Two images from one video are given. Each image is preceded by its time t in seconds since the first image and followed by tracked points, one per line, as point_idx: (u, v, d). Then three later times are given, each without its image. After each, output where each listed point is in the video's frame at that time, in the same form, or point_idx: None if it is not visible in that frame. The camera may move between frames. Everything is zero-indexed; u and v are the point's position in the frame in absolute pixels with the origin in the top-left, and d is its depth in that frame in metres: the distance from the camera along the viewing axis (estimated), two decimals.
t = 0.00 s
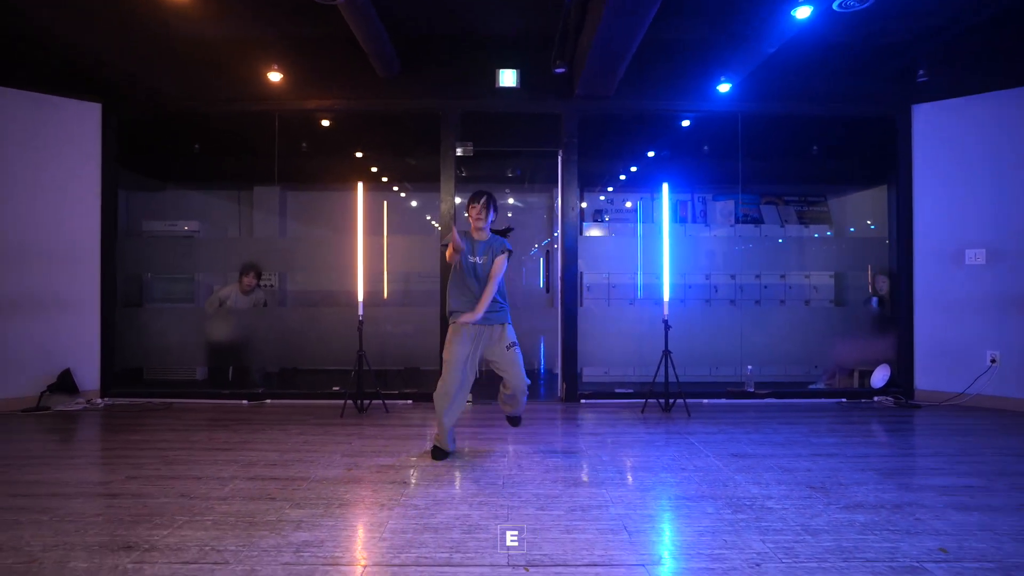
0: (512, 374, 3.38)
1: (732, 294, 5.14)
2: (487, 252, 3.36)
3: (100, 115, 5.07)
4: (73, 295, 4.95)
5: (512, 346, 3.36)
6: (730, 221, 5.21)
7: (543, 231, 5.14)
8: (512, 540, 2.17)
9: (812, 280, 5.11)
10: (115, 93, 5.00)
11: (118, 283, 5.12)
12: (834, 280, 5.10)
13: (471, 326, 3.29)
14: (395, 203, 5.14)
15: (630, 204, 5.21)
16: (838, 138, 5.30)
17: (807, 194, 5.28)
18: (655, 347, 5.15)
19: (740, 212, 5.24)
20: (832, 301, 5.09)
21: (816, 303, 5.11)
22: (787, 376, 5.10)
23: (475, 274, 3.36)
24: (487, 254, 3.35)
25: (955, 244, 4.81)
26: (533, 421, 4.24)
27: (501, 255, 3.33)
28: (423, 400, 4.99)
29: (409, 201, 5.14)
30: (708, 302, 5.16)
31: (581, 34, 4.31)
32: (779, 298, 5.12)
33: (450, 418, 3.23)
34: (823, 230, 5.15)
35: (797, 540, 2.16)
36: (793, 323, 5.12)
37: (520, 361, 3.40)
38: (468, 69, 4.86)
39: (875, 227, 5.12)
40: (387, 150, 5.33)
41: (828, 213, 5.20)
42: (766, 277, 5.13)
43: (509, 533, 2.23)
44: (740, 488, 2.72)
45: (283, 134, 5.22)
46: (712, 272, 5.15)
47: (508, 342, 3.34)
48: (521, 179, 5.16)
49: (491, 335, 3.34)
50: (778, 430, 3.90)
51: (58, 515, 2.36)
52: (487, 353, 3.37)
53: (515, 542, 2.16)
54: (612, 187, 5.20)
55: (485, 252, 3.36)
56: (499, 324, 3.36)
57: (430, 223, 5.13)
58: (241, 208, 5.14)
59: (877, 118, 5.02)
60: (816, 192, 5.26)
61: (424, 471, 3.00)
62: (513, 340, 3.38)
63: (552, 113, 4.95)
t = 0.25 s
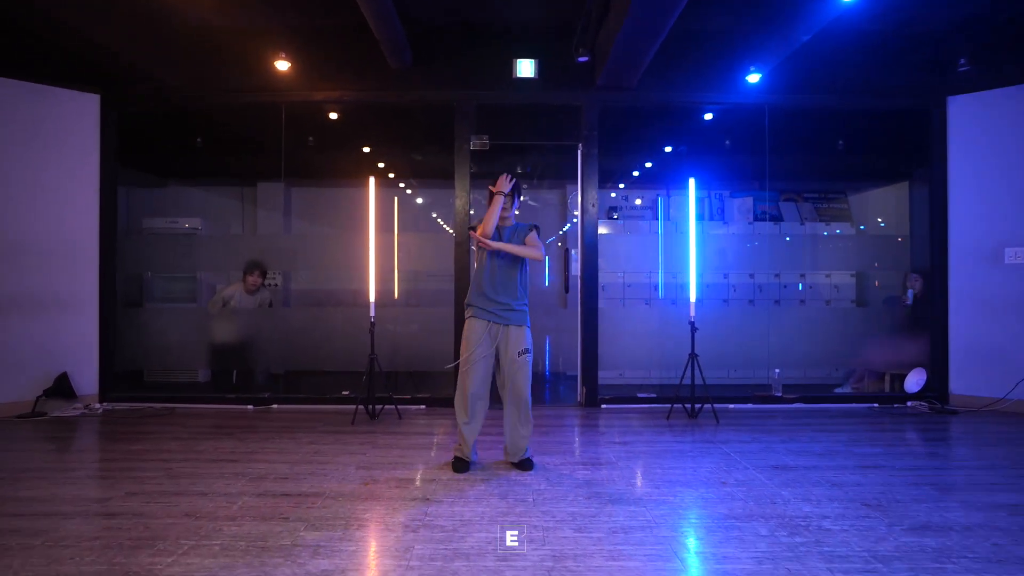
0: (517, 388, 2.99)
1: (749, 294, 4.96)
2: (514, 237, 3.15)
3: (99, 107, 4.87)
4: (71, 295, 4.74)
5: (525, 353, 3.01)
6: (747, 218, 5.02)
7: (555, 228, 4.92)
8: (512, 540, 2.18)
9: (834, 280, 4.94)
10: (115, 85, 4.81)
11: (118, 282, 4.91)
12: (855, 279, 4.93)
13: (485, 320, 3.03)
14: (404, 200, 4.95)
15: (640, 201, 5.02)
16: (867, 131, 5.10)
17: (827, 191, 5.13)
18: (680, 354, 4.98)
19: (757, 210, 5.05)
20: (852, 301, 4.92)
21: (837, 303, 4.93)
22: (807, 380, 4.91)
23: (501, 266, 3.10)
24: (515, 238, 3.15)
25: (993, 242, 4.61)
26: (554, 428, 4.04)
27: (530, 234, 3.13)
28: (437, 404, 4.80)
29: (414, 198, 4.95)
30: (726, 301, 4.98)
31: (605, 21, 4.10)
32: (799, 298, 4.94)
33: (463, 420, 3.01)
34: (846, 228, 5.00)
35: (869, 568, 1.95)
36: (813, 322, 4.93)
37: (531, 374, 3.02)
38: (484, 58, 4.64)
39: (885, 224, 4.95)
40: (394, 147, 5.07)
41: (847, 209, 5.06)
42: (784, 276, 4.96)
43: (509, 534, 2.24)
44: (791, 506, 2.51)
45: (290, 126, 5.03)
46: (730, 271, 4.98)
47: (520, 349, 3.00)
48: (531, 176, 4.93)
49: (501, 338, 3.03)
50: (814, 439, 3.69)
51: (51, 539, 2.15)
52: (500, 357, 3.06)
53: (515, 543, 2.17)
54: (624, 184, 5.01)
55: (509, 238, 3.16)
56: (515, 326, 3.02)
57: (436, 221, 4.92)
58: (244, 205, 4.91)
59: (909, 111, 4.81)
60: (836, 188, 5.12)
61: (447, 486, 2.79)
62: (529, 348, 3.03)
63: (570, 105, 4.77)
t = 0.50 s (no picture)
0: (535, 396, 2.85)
1: (763, 294, 4.83)
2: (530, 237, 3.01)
3: (97, 103, 4.70)
4: (68, 297, 4.60)
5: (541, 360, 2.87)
6: (760, 217, 4.89)
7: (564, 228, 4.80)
8: (512, 540, 2.19)
9: (847, 280, 4.81)
10: (114, 80, 4.64)
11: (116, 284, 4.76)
12: (870, 279, 4.81)
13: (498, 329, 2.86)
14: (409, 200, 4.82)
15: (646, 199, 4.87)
16: (886, 128, 4.96)
17: (841, 189, 5.08)
18: (699, 357, 4.91)
19: (769, 208, 4.91)
20: (867, 302, 4.80)
21: (852, 304, 4.80)
22: (820, 383, 4.81)
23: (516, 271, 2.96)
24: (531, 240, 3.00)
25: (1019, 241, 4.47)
26: (568, 435, 3.90)
27: (546, 233, 2.99)
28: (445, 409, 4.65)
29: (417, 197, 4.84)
30: (738, 302, 4.85)
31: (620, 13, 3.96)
32: (814, 300, 4.82)
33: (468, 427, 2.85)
34: (860, 226, 4.90)
35: None
36: (827, 327, 4.81)
37: (548, 381, 2.88)
38: (494, 52, 4.50)
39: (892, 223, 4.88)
40: (398, 145, 5.03)
41: (861, 208, 4.99)
42: (798, 275, 4.83)
43: (509, 534, 2.25)
44: (827, 520, 2.37)
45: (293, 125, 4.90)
46: (743, 272, 4.85)
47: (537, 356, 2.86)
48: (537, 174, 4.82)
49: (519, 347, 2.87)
50: (840, 446, 3.55)
51: (43, 560, 2.01)
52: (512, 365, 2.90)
53: (515, 542, 2.19)
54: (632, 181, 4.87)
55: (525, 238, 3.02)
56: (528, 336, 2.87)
57: (441, 221, 4.79)
58: (246, 204, 4.80)
59: (932, 106, 4.66)
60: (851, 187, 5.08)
61: (462, 498, 2.65)
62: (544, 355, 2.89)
63: (583, 101, 4.64)
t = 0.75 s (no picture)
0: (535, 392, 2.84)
1: (765, 293, 4.86)
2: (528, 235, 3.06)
3: (99, 102, 4.69)
4: (70, 297, 4.60)
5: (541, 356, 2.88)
6: (761, 216, 4.91)
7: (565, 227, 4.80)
8: (512, 540, 2.18)
9: (849, 279, 4.84)
10: (115, 80, 4.63)
11: (118, 284, 4.76)
12: (871, 278, 4.83)
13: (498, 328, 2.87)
14: (410, 200, 4.84)
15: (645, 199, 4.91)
16: (888, 127, 4.94)
17: (840, 188, 5.16)
18: (701, 352, 4.97)
19: (770, 208, 4.93)
20: (870, 302, 4.82)
21: (853, 303, 4.83)
22: (822, 382, 4.82)
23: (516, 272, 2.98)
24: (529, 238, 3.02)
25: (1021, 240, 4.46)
26: (570, 434, 3.89)
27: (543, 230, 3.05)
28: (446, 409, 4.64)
29: (417, 197, 4.86)
30: (740, 301, 4.91)
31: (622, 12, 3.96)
32: (815, 299, 4.84)
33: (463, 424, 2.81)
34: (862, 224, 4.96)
35: None
36: (829, 326, 4.84)
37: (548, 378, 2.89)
38: (495, 51, 4.50)
39: (892, 223, 4.91)
40: (399, 146, 5.15)
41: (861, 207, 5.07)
42: (799, 274, 4.85)
43: (509, 534, 2.23)
44: (831, 519, 2.37)
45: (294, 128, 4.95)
46: (743, 270, 4.90)
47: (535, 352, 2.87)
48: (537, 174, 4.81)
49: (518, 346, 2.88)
50: (843, 445, 3.54)
51: (46, 559, 2.01)
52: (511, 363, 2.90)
53: (515, 542, 2.17)
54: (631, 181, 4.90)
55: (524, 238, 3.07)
56: (528, 334, 2.89)
57: (441, 222, 4.81)
58: (247, 205, 4.92)
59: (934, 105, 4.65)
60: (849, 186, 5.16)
61: (464, 497, 2.64)
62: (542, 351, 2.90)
63: (585, 99, 4.61)
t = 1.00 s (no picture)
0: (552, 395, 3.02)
1: (757, 295, 4.97)
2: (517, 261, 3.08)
3: (110, 109, 4.86)
4: (81, 298, 4.75)
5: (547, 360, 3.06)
6: (754, 220, 5.02)
7: (561, 231, 4.98)
8: (512, 539, 2.19)
9: (840, 281, 4.94)
10: (125, 88, 4.79)
11: (127, 285, 4.90)
12: (861, 280, 4.93)
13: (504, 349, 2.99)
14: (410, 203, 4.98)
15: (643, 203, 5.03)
16: (876, 132, 5.08)
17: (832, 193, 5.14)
18: (689, 351, 5.04)
19: (762, 212, 5.05)
20: (859, 303, 4.92)
21: (844, 304, 4.93)
22: (813, 381, 4.94)
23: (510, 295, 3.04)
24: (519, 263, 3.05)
25: (1002, 243, 4.61)
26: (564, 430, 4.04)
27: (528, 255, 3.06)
28: (445, 407, 4.79)
29: (417, 201, 4.98)
30: (733, 303, 4.99)
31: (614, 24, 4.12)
32: (805, 300, 4.95)
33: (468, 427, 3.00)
34: (851, 228, 5.00)
35: (890, 568, 1.96)
36: (817, 326, 4.94)
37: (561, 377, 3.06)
38: (494, 61, 4.66)
39: (887, 226, 4.97)
40: (400, 150, 5.03)
41: (853, 210, 5.06)
42: (791, 277, 4.96)
43: (509, 534, 2.25)
44: (807, 506, 2.51)
45: (299, 134, 4.99)
46: (738, 273, 4.98)
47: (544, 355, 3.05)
48: (535, 178, 4.96)
49: (522, 359, 3.03)
50: (827, 439, 3.68)
51: (72, 541, 2.16)
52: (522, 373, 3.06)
53: (515, 543, 2.17)
54: (629, 185, 5.04)
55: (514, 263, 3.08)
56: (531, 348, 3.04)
57: (442, 225, 4.94)
58: (251, 208, 4.96)
59: (919, 112, 4.79)
60: (841, 190, 5.13)
61: (462, 487, 2.80)
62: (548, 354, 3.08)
63: (580, 108, 4.76)
